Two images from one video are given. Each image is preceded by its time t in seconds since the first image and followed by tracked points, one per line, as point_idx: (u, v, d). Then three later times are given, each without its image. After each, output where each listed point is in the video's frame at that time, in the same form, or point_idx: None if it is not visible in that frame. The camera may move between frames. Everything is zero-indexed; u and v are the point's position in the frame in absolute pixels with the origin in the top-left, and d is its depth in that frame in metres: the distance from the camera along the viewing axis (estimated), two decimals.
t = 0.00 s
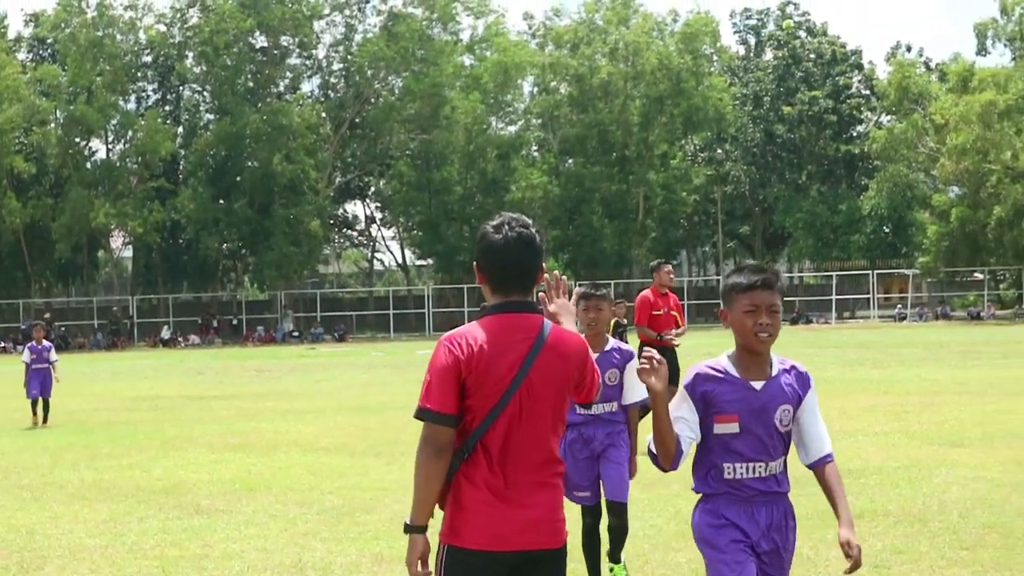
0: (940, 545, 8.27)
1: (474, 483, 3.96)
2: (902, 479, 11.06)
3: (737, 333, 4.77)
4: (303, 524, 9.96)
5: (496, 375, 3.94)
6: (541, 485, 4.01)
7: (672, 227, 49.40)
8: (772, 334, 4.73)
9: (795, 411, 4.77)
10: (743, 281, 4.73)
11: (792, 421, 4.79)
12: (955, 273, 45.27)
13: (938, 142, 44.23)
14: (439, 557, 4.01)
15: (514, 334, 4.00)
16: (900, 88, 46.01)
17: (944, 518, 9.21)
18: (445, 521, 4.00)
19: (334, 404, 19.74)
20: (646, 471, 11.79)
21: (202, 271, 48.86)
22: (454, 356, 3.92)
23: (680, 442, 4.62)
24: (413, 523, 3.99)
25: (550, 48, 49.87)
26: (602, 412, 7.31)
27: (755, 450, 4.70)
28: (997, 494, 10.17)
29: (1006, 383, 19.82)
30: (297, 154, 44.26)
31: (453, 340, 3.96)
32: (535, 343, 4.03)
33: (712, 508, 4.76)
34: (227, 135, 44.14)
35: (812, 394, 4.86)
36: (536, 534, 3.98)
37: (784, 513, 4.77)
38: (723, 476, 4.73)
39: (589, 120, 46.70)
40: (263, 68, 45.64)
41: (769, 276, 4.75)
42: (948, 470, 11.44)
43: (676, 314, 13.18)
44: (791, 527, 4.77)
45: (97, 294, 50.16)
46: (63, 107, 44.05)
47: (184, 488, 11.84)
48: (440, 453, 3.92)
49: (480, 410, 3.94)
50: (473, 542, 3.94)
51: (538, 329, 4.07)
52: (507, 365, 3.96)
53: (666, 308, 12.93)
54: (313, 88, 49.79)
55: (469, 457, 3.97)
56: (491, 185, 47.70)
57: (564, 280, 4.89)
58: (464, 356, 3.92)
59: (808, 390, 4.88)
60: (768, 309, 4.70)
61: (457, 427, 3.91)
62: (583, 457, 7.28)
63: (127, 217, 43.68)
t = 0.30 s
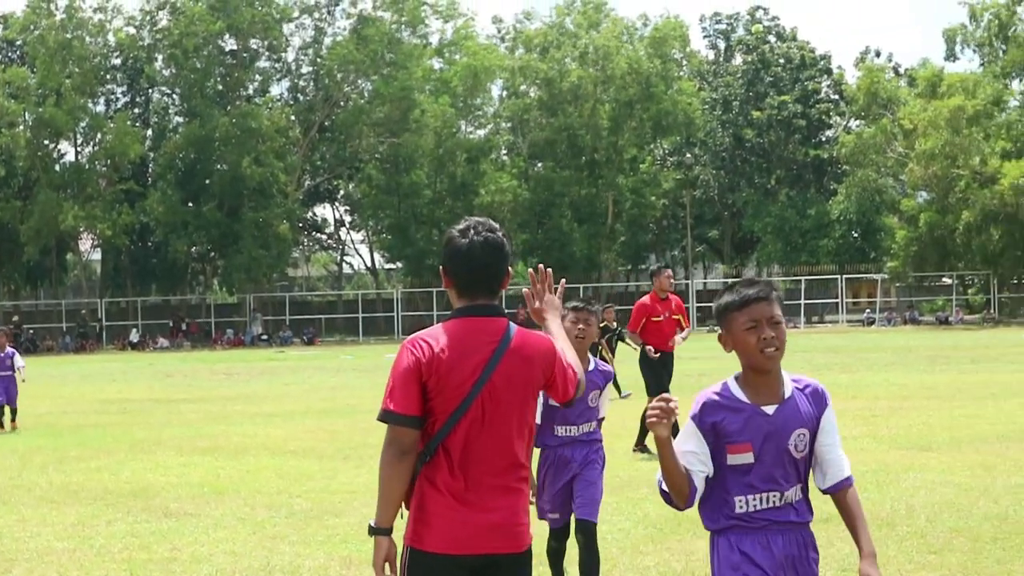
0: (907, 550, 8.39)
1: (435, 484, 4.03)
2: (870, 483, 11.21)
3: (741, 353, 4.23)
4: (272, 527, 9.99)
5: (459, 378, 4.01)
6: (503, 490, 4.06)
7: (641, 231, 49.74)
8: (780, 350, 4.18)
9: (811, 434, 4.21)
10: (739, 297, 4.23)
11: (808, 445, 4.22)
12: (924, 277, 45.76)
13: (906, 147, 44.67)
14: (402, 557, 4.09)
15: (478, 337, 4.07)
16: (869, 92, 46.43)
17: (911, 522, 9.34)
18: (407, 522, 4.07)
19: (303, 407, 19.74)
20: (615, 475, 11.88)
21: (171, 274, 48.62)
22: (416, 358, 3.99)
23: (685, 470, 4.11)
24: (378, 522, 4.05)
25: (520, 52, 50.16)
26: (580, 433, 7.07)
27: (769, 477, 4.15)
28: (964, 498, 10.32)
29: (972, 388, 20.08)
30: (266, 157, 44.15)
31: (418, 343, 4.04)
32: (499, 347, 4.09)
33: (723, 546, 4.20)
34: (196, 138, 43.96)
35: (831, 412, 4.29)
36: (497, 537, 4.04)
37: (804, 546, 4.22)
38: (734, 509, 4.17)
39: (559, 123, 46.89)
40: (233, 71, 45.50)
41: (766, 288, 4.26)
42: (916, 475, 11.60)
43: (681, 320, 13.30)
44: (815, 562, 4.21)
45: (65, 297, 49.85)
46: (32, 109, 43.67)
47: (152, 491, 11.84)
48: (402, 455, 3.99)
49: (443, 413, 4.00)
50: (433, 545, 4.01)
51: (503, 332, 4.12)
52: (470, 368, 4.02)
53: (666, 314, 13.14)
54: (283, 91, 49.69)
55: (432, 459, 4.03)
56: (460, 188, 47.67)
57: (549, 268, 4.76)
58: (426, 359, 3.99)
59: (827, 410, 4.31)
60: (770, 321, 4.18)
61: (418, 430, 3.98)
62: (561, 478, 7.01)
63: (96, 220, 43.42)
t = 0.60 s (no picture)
0: (888, 551, 8.49)
1: (415, 486, 4.07)
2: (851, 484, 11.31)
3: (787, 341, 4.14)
4: (252, 530, 10.01)
5: (437, 380, 4.05)
6: (484, 493, 4.11)
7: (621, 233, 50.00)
8: (828, 344, 4.12)
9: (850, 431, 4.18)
10: (788, 285, 4.12)
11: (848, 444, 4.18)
12: (904, 279, 46.08)
13: (886, 149, 44.88)
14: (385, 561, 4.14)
15: (458, 341, 4.12)
16: (849, 94, 46.69)
17: (891, 524, 9.44)
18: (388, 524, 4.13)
19: (284, 408, 19.74)
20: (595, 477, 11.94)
21: (151, 277, 48.41)
22: (395, 362, 4.04)
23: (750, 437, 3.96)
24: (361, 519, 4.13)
25: (500, 54, 50.35)
26: (569, 434, 6.79)
27: (806, 478, 4.11)
28: (944, 500, 10.41)
29: (950, 390, 20.23)
30: (246, 159, 44.12)
31: (397, 347, 4.09)
32: (480, 349, 4.14)
33: (756, 542, 4.19)
34: (176, 141, 43.88)
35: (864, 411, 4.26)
36: (480, 540, 4.08)
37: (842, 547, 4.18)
38: (769, 509, 4.17)
39: (539, 126, 46.96)
40: (213, 73, 45.41)
41: (816, 277, 4.17)
42: (895, 476, 11.72)
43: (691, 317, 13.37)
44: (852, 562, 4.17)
45: (44, 300, 49.64)
46: (11, 111, 43.34)
47: (132, 494, 11.84)
48: (383, 458, 4.05)
49: (421, 415, 4.05)
50: (412, 547, 4.06)
51: (483, 336, 4.17)
52: (450, 370, 4.07)
53: (681, 309, 13.17)
54: (263, 93, 49.61)
55: (411, 462, 4.08)
56: (440, 191, 47.48)
57: (544, 270, 4.83)
58: (404, 362, 4.04)
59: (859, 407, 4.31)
60: (822, 314, 4.10)
61: (396, 433, 4.03)
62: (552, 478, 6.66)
63: (76, 223, 43.22)
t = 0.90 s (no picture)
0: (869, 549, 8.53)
1: (398, 485, 4.13)
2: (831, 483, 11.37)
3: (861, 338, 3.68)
4: (233, 530, 10.05)
5: (421, 379, 4.11)
6: (466, 492, 4.17)
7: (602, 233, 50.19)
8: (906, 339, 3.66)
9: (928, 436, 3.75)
10: (865, 275, 3.66)
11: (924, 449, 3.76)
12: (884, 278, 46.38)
13: (865, 147, 45.11)
14: (366, 559, 4.19)
15: (442, 340, 4.17)
16: (829, 94, 46.92)
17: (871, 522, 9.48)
18: (371, 523, 4.19)
19: (266, 409, 19.75)
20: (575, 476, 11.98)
21: (131, 277, 48.23)
22: (380, 360, 4.09)
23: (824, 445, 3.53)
24: (346, 522, 4.17)
25: (481, 54, 50.43)
26: (547, 448, 6.06)
27: (883, 486, 3.67)
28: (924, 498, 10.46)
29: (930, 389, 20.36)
30: (227, 160, 43.98)
31: (381, 345, 4.15)
32: (464, 348, 4.19)
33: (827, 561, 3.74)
34: (156, 141, 43.76)
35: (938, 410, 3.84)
36: (462, 539, 4.14)
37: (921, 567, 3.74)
38: (843, 521, 3.70)
39: (519, 125, 47.03)
40: (194, 73, 45.31)
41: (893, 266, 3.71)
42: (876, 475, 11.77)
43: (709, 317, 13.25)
44: None
45: (24, 300, 49.45)
46: None
47: (113, 494, 11.86)
48: (366, 456, 4.10)
49: (405, 414, 4.10)
50: (394, 545, 4.11)
51: (468, 336, 4.22)
52: (434, 368, 4.12)
53: (701, 313, 13.06)
54: (243, 93, 49.49)
55: (394, 460, 4.13)
56: (420, 189, 46.88)
57: (534, 270, 4.84)
58: (388, 361, 4.10)
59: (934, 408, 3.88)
60: (900, 309, 3.65)
61: (381, 432, 4.09)
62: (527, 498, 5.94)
63: (56, 224, 43.04)
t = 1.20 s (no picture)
0: (855, 542, 8.56)
1: (390, 477, 4.15)
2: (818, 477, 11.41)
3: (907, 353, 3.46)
4: (220, 524, 10.08)
5: (415, 372, 4.13)
6: (457, 485, 4.19)
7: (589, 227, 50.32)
8: (956, 352, 3.42)
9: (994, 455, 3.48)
10: (904, 283, 3.47)
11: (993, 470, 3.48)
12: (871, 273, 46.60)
13: (853, 142, 45.18)
14: (358, 551, 4.22)
15: (435, 332, 4.20)
16: (816, 88, 47.02)
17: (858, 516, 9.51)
18: (363, 515, 4.21)
19: (254, 404, 19.79)
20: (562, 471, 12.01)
21: (119, 273, 48.09)
22: (374, 352, 4.12)
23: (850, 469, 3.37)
24: (338, 515, 4.19)
25: (469, 48, 50.39)
26: (545, 448, 6.50)
27: (945, 511, 3.44)
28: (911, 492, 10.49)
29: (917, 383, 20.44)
30: (214, 155, 43.88)
31: (374, 338, 4.17)
32: (456, 342, 4.22)
33: None
34: (144, 136, 43.63)
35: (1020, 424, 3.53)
36: (453, 531, 4.16)
37: None
38: (902, 549, 3.45)
39: (507, 120, 47.03)
40: (180, 68, 45.18)
41: (942, 273, 3.49)
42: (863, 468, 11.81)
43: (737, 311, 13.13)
44: None
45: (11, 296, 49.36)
46: None
47: (101, 489, 11.89)
48: (359, 448, 4.12)
49: (398, 405, 4.13)
50: (386, 538, 4.14)
51: (461, 329, 4.26)
52: (427, 361, 4.15)
53: (724, 303, 12.97)
54: (230, 88, 49.35)
55: (386, 453, 4.15)
56: (408, 185, 47.31)
57: (527, 269, 4.89)
58: (381, 353, 4.13)
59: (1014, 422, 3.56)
60: (943, 316, 3.42)
61: (373, 423, 4.11)
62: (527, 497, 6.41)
63: (43, 219, 42.92)
